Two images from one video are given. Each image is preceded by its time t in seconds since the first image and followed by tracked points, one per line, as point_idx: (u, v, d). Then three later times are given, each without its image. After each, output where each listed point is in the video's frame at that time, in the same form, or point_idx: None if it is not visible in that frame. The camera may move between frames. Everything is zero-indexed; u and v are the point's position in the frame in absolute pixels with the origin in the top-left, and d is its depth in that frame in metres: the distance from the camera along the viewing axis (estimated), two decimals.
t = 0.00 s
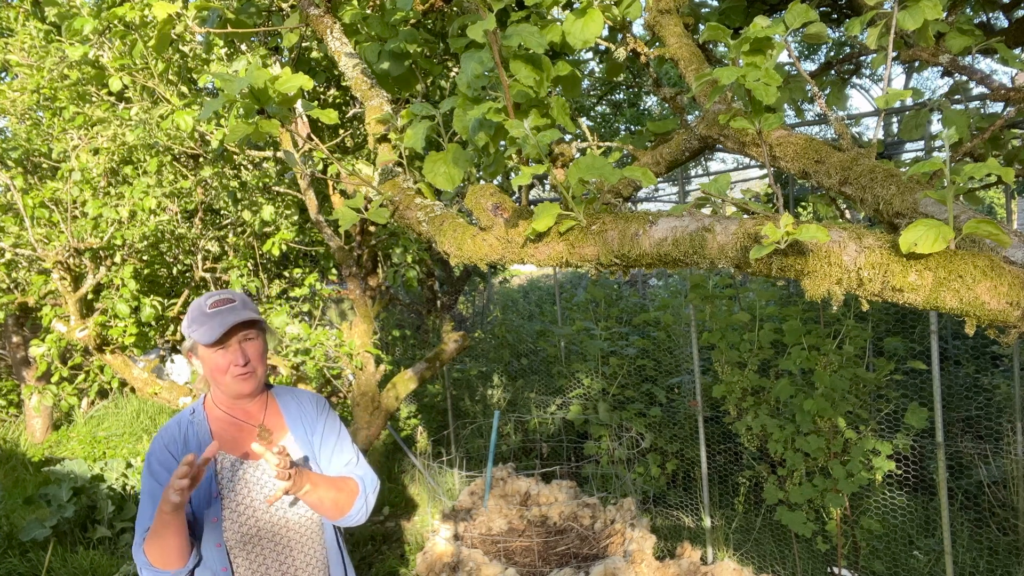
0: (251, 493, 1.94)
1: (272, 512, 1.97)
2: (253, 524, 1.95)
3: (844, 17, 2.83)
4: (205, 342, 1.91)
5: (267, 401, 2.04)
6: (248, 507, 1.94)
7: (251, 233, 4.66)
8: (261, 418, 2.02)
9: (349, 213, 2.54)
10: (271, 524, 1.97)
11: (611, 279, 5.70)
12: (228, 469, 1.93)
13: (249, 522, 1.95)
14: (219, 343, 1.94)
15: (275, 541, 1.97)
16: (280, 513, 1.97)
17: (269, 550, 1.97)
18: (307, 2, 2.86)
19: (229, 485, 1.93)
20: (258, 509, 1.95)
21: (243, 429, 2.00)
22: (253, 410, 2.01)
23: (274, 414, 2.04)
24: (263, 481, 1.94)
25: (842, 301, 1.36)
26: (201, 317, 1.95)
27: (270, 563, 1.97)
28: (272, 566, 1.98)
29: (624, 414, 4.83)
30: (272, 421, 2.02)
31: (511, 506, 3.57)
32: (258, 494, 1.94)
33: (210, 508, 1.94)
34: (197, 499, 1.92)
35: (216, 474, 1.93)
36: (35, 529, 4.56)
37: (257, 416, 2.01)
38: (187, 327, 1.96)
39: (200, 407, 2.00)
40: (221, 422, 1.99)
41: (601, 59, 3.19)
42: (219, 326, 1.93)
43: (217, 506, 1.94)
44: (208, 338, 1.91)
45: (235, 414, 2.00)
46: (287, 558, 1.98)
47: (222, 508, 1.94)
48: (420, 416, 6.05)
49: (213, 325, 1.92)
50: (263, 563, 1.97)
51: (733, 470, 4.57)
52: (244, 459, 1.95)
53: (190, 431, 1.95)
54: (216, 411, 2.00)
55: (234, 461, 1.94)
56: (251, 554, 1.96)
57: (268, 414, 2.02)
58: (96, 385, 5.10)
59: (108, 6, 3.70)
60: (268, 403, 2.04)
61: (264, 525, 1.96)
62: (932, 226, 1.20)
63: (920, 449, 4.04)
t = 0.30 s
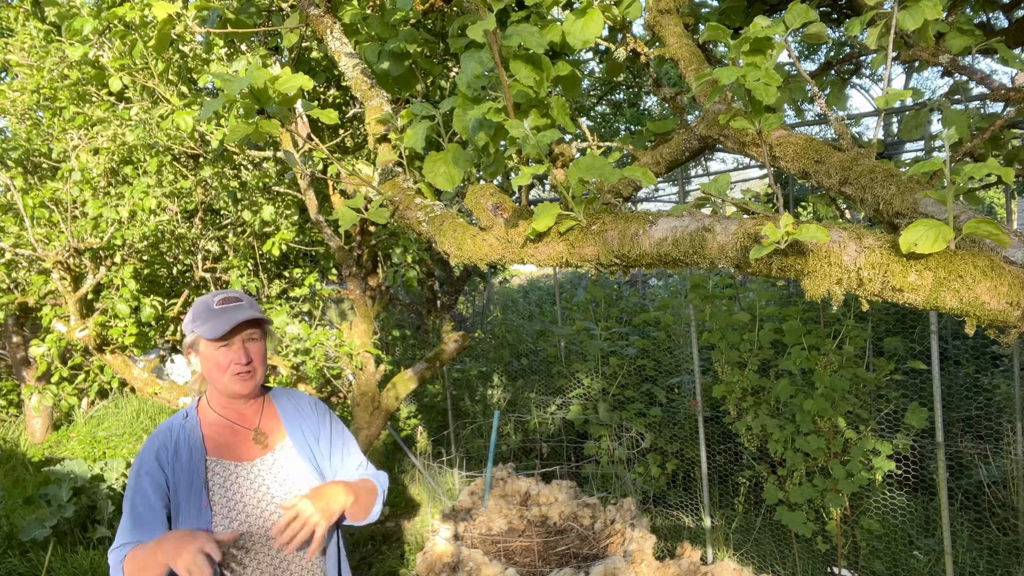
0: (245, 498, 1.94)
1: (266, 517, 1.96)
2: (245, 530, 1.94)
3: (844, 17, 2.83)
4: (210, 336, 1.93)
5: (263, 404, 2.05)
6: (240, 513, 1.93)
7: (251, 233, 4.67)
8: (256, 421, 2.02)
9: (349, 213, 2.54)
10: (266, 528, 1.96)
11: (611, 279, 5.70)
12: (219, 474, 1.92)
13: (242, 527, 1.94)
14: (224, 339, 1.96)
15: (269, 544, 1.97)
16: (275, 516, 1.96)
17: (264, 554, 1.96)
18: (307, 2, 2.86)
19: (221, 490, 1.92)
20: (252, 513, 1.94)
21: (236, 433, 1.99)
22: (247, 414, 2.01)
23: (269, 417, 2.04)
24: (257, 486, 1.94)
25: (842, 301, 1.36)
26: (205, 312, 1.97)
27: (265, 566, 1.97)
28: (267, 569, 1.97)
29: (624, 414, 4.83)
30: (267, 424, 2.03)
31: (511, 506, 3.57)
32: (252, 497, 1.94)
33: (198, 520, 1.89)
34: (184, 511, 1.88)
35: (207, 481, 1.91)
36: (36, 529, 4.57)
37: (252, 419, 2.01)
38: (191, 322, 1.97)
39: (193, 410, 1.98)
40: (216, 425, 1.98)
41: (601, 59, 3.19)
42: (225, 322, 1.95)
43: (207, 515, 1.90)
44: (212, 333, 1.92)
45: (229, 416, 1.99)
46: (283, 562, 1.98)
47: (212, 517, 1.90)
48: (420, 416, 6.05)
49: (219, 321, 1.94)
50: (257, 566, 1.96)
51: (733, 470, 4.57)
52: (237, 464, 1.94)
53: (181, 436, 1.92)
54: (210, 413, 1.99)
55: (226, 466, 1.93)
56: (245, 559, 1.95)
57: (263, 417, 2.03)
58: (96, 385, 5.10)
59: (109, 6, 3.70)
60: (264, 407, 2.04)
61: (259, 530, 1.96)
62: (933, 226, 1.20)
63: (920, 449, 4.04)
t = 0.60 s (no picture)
0: (255, 497, 1.96)
1: (277, 515, 1.98)
2: (254, 530, 1.95)
3: (844, 17, 2.83)
4: (249, 331, 1.95)
5: (273, 405, 2.09)
6: (251, 512, 1.95)
7: (251, 233, 4.67)
8: (265, 422, 2.05)
9: (349, 213, 2.54)
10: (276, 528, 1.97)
11: (611, 279, 5.70)
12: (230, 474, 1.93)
13: (253, 526, 1.95)
14: (257, 336, 1.99)
15: (278, 543, 1.98)
16: (285, 515, 1.99)
17: (272, 553, 1.97)
18: (307, 1, 2.85)
19: (233, 488, 1.93)
20: (263, 512, 1.96)
21: (244, 433, 2.01)
22: (257, 414, 2.04)
23: (279, 418, 2.08)
24: (268, 485, 1.98)
25: (842, 301, 1.36)
26: (240, 306, 1.98)
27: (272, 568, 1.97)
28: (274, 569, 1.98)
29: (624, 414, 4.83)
30: (277, 425, 2.07)
31: (511, 506, 3.57)
32: (262, 496, 1.97)
33: (209, 519, 1.88)
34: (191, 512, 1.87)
35: (216, 480, 1.91)
36: (35, 529, 4.56)
37: (262, 420, 2.04)
38: (221, 315, 1.97)
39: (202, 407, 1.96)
40: (225, 423, 1.99)
41: (601, 59, 3.19)
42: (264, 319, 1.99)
43: (218, 514, 1.89)
44: (252, 328, 1.95)
45: (238, 415, 2.01)
46: (291, 562, 2.00)
47: (223, 516, 1.90)
48: (420, 416, 6.05)
49: (258, 317, 1.97)
50: (265, 568, 1.96)
51: (733, 470, 4.57)
52: (248, 463, 1.97)
53: (190, 435, 1.89)
54: (223, 410, 2.00)
55: (237, 464, 1.95)
56: (254, 558, 1.94)
57: (273, 418, 2.07)
58: (96, 385, 5.10)
59: (109, 6, 3.70)
60: (274, 409, 2.08)
61: (268, 529, 1.96)
62: (932, 226, 1.20)
63: (920, 449, 4.04)
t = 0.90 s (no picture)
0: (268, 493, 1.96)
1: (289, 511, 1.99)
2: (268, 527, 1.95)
3: (844, 17, 2.83)
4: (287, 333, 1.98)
5: (275, 406, 2.11)
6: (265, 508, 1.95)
7: (251, 233, 4.67)
8: (270, 421, 2.07)
9: (349, 213, 2.54)
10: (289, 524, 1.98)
11: (611, 279, 5.70)
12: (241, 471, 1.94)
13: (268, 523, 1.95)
14: (284, 339, 2.01)
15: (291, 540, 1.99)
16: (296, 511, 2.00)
17: (286, 550, 1.98)
18: (307, 1, 2.85)
19: (246, 485, 1.93)
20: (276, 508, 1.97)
21: (251, 431, 2.01)
22: (262, 413, 2.04)
23: (281, 417, 2.11)
24: (279, 481, 1.99)
25: (842, 301, 1.36)
26: (268, 307, 1.99)
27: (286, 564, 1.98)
28: (288, 566, 1.98)
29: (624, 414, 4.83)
30: (280, 424, 2.09)
31: (511, 506, 3.57)
32: (274, 493, 1.97)
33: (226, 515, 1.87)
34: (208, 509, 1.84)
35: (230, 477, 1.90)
36: (35, 529, 4.56)
37: (267, 418, 2.06)
38: (250, 317, 1.95)
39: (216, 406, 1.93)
40: (234, 422, 1.98)
41: (601, 59, 3.19)
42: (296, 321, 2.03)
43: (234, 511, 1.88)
44: (288, 330, 1.98)
45: (247, 413, 2.01)
46: (303, 558, 2.01)
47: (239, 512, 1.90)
48: (420, 416, 6.05)
49: (290, 322, 1.99)
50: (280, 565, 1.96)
51: (733, 470, 4.57)
52: (258, 460, 1.98)
53: (203, 434, 1.88)
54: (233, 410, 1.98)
55: (246, 462, 1.95)
56: (269, 555, 1.94)
57: (276, 418, 2.09)
58: (96, 385, 5.10)
59: (109, 6, 3.70)
60: (275, 410, 2.10)
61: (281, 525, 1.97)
62: (932, 226, 1.20)
63: (920, 449, 4.04)
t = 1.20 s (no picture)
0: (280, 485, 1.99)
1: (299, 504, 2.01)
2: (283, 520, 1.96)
3: (844, 17, 2.83)
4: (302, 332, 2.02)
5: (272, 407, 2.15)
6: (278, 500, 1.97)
7: (251, 233, 4.67)
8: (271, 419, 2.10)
9: (349, 213, 2.54)
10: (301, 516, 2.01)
11: (611, 279, 5.69)
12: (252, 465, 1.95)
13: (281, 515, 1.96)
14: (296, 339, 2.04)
15: (303, 534, 2.00)
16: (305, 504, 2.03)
17: (299, 544, 1.99)
18: (306, 1, 2.85)
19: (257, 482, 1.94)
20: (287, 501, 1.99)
21: (256, 427, 2.03)
22: (264, 411, 2.07)
23: (278, 416, 2.15)
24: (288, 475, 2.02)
25: (843, 301, 1.36)
26: (280, 308, 2.01)
27: (300, 559, 1.99)
28: (302, 561, 1.99)
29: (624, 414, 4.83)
30: (280, 422, 2.13)
31: (511, 506, 3.56)
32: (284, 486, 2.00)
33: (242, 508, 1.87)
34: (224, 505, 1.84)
35: (244, 471, 1.92)
36: (35, 529, 4.56)
37: (268, 415, 2.09)
38: (266, 317, 1.96)
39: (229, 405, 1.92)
40: (242, 420, 1.99)
41: (601, 59, 3.19)
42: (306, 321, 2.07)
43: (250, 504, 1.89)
44: (301, 328, 2.02)
45: (253, 411, 2.02)
46: (315, 552, 2.03)
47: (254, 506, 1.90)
48: (420, 416, 6.05)
49: (303, 322, 2.03)
50: (294, 560, 1.97)
51: (733, 470, 4.57)
52: (266, 453, 2.00)
53: (216, 431, 1.88)
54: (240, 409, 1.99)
55: (256, 456, 1.97)
56: (283, 550, 1.95)
57: (275, 416, 2.13)
58: (96, 385, 5.10)
59: (109, 6, 3.70)
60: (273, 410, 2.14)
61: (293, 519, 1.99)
62: (932, 226, 1.20)
63: (920, 449, 4.04)
